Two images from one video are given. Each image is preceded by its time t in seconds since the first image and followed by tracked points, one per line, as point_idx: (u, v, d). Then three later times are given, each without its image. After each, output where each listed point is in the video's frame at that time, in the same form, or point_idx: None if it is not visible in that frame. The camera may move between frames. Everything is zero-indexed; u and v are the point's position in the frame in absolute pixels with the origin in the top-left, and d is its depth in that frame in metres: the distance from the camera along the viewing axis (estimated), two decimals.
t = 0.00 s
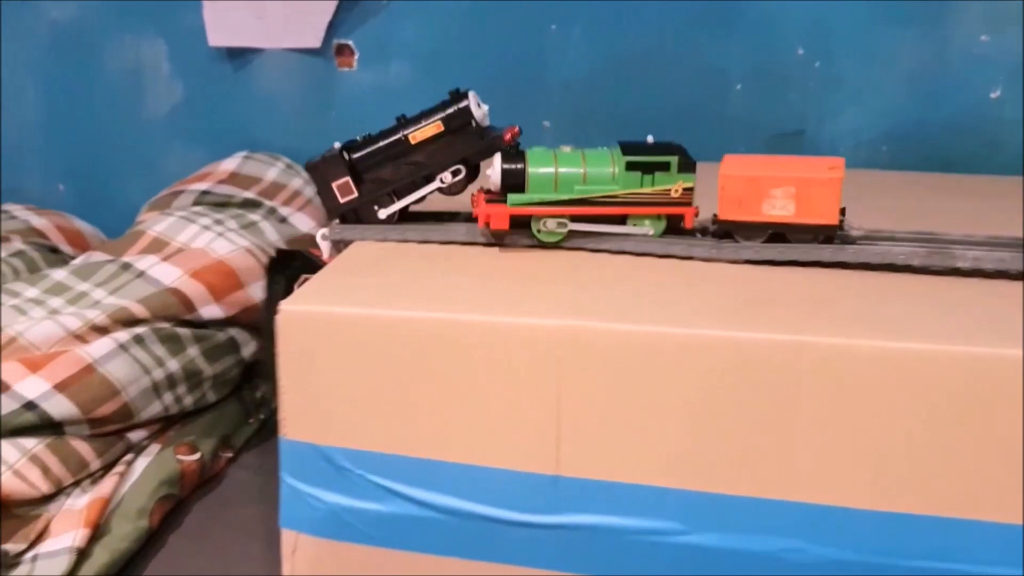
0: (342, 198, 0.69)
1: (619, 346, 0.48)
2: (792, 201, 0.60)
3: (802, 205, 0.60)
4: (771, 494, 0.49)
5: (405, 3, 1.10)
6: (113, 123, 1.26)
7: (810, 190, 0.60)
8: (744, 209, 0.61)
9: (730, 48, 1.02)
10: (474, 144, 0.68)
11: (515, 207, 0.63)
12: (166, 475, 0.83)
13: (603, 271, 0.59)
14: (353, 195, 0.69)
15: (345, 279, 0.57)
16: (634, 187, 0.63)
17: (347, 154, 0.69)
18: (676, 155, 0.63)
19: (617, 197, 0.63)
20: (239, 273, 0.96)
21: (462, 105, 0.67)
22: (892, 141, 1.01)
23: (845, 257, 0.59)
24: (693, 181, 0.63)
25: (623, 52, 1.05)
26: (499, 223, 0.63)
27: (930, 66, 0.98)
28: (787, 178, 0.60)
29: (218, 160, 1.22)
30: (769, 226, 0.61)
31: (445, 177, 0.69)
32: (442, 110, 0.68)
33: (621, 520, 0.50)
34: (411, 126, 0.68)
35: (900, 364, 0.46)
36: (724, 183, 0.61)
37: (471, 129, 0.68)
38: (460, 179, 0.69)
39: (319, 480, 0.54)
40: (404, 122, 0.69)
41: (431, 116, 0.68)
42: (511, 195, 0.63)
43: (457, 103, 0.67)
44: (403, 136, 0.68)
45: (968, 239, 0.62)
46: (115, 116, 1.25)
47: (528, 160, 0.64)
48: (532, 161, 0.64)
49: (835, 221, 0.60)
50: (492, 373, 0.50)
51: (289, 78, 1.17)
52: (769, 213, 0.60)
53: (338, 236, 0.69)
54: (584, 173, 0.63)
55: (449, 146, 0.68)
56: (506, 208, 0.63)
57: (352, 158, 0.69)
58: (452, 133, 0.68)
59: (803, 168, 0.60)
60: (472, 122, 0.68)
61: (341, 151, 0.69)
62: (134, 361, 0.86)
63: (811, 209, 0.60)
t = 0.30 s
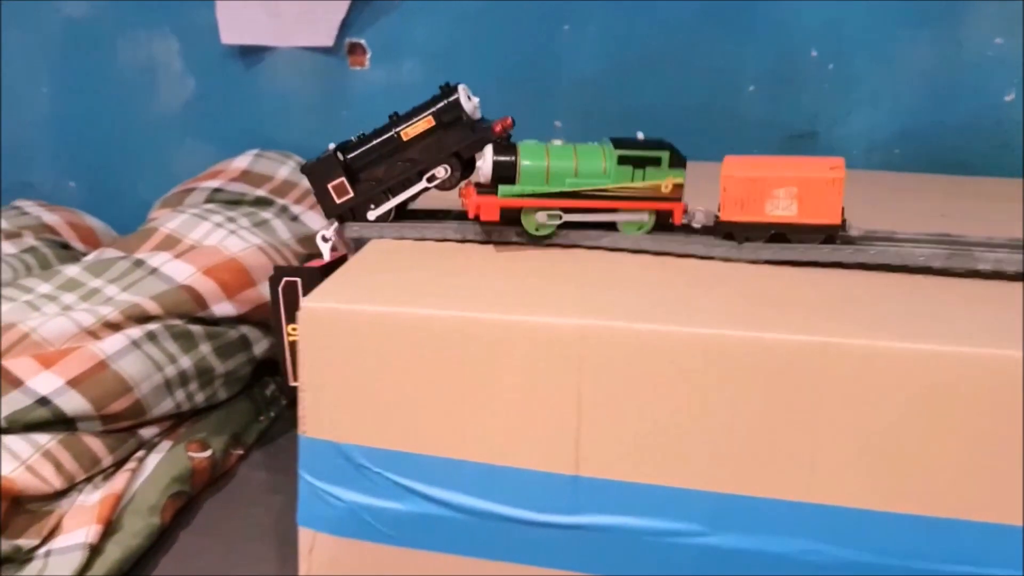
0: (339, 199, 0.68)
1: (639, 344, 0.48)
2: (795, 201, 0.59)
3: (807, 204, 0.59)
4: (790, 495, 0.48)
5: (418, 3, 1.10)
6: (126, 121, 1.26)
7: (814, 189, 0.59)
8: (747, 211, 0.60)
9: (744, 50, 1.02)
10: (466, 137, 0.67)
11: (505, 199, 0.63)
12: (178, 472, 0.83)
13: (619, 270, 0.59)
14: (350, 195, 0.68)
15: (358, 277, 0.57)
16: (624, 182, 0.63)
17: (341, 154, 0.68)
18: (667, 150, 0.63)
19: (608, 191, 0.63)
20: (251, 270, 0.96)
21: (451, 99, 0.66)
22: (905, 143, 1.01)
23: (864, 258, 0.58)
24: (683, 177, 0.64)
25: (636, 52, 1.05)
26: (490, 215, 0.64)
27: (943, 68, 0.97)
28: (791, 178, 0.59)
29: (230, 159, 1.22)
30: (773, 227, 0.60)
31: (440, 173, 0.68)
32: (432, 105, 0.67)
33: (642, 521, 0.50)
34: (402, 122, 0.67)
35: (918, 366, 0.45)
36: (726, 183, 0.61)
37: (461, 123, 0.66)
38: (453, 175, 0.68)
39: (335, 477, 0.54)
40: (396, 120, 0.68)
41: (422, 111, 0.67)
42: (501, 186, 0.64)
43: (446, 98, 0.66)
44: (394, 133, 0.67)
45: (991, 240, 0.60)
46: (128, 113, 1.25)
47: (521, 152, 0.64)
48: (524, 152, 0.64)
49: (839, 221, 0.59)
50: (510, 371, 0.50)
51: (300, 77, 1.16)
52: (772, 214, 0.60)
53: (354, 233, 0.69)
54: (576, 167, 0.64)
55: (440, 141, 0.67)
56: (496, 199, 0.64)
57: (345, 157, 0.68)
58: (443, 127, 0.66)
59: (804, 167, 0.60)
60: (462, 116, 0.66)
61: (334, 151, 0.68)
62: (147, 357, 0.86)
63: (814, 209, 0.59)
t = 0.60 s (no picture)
0: (343, 200, 0.69)
1: (652, 342, 0.48)
2: (785, 199, 0.59)
3: (797, 202, 0.59)
4: (802, 495, 0.48)
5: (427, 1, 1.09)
6: (133, 117, 1.26)
7: (803, 187, 0.59)
8: (738, 207, 0.60)
9: (753, 48, 1.02)
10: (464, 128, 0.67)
11: (495, 212, 0.63)
12: (186, 469, 0.83)
13: (630, 268, 0.59)
14: (354, 195, 0.69)
15: (368, 275, 0.57)
16: (613, 180, 0.64)
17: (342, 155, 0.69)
18: (651, 144, 0.64)
19: (598, 191, 0.63)
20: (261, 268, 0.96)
21: (444, 92, 0.66)
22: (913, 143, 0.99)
23: (877, 257, 0.58)
24: (668, 167, 0.65)
25: (644, 50, 1.05)
26: (480, 229, 0.63)
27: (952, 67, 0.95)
28: (781, 176, 0.59)
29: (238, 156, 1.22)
30: (762, 223, 0.60)
31: (438, 165, 0.68)
32: (427, 99, 0.67)
33: (655, 521, 0.50)
34: (398, 119, 0.67)
35: (932, 367, 0.45)
36: (717, 180, 0.61)
37: (456, 114, 0.67)
38: (452, 168, 0.69)
39: (346, 473, 0.54)
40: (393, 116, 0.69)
41: (417, 106, 0.67)
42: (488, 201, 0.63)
43: (440, 90, 0.67)
44: (392, 131, 0.68)
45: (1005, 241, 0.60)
46: (135, 109, 1.25)
47: (505, 162, 0.64)
48: (508, 163, 0.64)
49: (830, 219, 0.59)
50: (522, 368, 0.50)
51: (309, 74, 1.16)
52: (763, 210, 0.60)
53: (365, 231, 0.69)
54: (561, 172, 0.63)
55: (438, 134, 0.67)
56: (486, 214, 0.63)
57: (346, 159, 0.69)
58: (439, 120, 0.67)
59: (797, 165, 0.60)
60: (457, 108, 0.67)
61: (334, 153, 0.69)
62: (155, 354, 0.86)
63: (805, 207, 0.59)
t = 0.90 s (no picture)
0: (354, 199, 0.69)
1: (664, 342, 0.48)
2: (764, 196, 0.60)
3: (775, 199, 0.60)
4: (812, 495, 0.48)
5: None
6: (141, 114, 1.26)
7: (782, 185, 0.60)
8: (717, 203, 0.61)
9: (761, 48, 1.01)
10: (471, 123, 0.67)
11: (477, 220, 0.62)
12: (193, 466, 0.83)
13: (640, 268, 0.58)
14: (364, 194, 0.69)
15: (377, 273, 0.57)
16: (595, 184, 0.63)
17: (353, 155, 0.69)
18: (636, 149, 0.63)
19: (579, 195, 0.63)
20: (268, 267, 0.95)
21: (451, 86, 0.66)
22: (923, 143, 0.99)
23: (889, 258, 0.58)
24: (654, 171, 0.64)
25: (653, 50, 1.04)
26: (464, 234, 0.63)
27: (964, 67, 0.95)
28: (761, 173, 0.60)
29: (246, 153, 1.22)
30: (740, 219, 0.61)
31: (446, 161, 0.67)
32: (434, 95, 0.67)
33: (665, 520, 0.50)
34: (406, 115, 0.67)
35: (944, 368, 0.45)
36: (698, 175, 0.61)
37: (464, 109, 0.67)
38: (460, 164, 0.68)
39: (356, 471, 0.54)
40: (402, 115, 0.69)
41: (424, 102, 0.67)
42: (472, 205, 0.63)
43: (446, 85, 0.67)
44: (400, 128, 0.68)
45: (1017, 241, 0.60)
46: (143, 107, 1.25)
47: (487, 165, 0.63)
48: (491, 166, 0.63)
49: (807, 217, 0.60)
50: (531, 367, 0.50)
51: (317, 71, 1.16)
52: (742, 206, 0.61)
53: (374, 229, 0.69)
54: (543, 175, 0.63)
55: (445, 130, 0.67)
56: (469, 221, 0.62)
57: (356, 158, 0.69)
58: (446, 115, 0.67)
59: (776, 163, 0.60)
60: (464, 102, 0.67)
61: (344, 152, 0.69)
62: (163, 350, 0.86)
63: (782, 205, 0.60)
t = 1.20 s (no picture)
0: (365, 194, 0.70)
1: (675, 343, 0.48)
2: (747, 195, 0.60)
3: (758, 199, 0.60)
4: (820, 496, 0.48)
5: None
6: (149, 111, 1.26)
7: (765, 185, 0.60)
8: (700, 201, 0.61)
9: (769, 47, 1.01)
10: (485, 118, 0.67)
11: (466, 221, 0.62)
12: (199, 462, 0.83)
13: (649, 268, 0.58)
14: (375, 189, 0.69)
15: (384, 271, 0.57)
16: (581, 183, 0.63)
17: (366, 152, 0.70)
18: (620, 146, 0.63)
19: (565, 194, 0.63)
20: (275, 264, 0.95)
21: (465, 83, 0.67)
22: (930, 143, 0.99)
23: (899, 260, 0.58)
24: (638, 167, 0.64)
25: (660, 49, 1.04)
26: (451, 236, 0.62)
27: (972, 69, 0.95)
28: (745, 172, 0.60)
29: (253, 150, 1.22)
30: (722, 217, 0.61)
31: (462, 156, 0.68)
32: (448, 91, 0.67)
33: (672, 521, 0.50)
34: (419, 111, 0.68)
35: (954, 372, 0.45)
36: (682, 172, 0.61)
37: (478, 105, 0.67)
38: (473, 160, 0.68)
39: (365, 470, 0.54)
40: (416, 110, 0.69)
41: (438, 98, 0.67)
42: (459, 207, 0.62)
43: (461, 81, 0.67)
44: (413, 124, 0.68)
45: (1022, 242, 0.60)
46: (151, 104, 1.25)
47: (472, 166, 0.63)
48: (476, 166, 0.63)
49: (789, 217, 0.60)
50: (539, 367, 0.50)
51: (324, 69, 1.16)
52: (724, 205, 0.61)
53: (384, 228, 0.68)
54: (529, 175, 0.63)
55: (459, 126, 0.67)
56: (456, 222, 0.62)
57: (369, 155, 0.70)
58: (461, 111, 0.67)
59: (759, 162, 0.60)
60: (478, 98, 0.67)
61: (358, 148, 0.70)
62: (171, 347, 0.86)
63: (764, 204, 0.60)
